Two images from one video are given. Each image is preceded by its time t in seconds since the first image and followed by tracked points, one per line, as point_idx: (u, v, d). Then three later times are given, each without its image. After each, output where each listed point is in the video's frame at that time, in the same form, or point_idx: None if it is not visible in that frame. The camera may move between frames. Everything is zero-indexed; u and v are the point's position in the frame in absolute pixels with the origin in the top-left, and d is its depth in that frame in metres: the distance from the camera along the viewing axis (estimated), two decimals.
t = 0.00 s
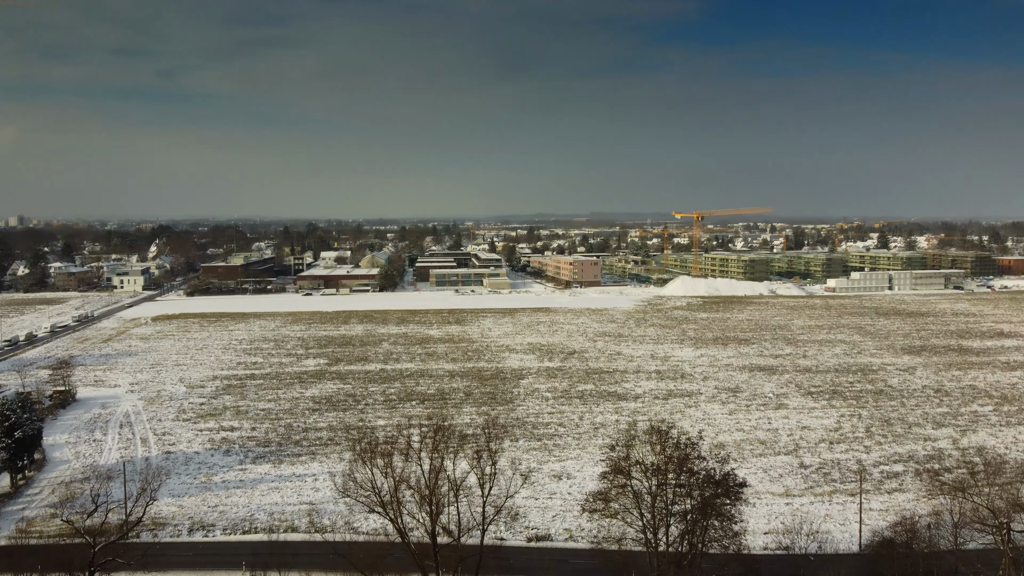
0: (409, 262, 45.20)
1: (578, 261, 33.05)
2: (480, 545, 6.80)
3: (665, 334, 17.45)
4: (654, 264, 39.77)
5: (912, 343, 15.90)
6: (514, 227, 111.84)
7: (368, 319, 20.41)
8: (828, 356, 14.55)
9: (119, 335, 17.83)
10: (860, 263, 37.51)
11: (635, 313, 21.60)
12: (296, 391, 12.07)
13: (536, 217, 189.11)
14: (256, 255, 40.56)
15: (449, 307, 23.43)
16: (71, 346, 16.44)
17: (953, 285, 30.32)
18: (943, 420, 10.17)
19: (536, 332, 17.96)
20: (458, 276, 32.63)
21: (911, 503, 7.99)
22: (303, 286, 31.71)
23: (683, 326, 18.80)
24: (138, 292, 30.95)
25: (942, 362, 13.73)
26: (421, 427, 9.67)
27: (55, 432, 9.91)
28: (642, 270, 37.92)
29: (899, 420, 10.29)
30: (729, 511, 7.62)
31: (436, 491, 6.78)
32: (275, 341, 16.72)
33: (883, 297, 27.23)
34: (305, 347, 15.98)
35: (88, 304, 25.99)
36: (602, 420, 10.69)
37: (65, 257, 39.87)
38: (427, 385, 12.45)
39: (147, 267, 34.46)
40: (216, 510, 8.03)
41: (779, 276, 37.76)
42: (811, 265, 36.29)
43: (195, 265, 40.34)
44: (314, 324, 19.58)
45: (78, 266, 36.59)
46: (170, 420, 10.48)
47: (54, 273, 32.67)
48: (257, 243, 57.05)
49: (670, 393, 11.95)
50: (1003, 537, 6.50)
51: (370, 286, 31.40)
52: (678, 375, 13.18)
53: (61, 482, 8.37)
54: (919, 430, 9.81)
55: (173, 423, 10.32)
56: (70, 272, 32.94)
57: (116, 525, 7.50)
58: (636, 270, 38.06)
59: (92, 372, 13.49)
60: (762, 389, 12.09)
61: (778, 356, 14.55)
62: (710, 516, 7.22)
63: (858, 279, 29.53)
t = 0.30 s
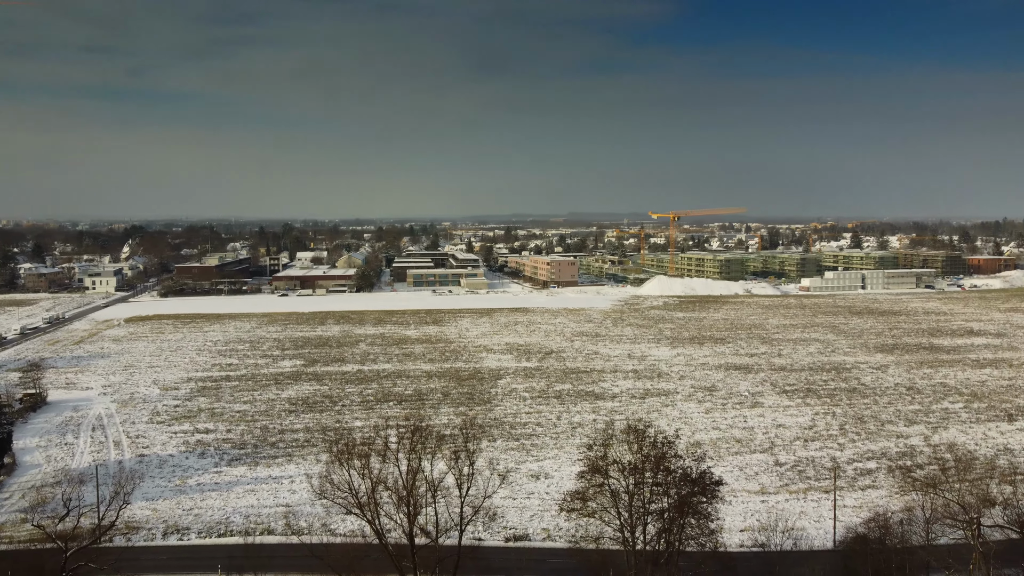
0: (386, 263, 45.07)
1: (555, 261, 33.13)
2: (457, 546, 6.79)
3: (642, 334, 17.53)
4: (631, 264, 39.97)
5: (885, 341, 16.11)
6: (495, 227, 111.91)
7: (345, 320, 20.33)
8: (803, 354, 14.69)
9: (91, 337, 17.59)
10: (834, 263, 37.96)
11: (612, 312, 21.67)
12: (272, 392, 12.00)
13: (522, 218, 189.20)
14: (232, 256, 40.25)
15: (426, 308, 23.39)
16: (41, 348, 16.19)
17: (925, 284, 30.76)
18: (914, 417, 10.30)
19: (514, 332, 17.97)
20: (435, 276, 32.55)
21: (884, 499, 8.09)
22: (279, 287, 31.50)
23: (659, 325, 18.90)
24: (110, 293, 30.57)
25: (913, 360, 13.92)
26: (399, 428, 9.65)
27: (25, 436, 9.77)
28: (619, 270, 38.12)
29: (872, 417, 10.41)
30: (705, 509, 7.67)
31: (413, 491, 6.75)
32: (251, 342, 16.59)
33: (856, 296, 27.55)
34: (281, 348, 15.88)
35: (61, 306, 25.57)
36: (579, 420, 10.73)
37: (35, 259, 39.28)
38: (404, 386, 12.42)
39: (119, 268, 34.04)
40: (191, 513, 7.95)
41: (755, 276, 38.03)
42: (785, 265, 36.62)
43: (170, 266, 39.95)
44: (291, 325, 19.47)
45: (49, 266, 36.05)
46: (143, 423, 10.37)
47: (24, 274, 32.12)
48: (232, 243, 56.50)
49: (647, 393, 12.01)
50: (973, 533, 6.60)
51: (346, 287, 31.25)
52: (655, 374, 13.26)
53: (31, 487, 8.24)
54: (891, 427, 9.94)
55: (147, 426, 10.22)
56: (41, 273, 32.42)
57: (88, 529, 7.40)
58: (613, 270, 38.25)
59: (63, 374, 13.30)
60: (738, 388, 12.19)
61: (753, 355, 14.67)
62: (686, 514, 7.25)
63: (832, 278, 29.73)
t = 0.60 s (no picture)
0: (363, 263, 44.94)
1: (532, 261, 33.21)
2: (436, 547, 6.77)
3: (619, 334, 17.61)
4: (608, 265, 40.16)
5: (858, 339, 16.31)
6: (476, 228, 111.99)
7: (322, 321, 20.23)
8: (778, 353, 14.83)
9: (62, 339, 17.35)
10: (808, 262, 38.43)
11: (589, 312, 21.71)
12: (247, 394, 11.92)
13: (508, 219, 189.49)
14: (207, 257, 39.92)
15: (403, 308, 23.35)
16: (10, 350, 15.92)
17: (896, 283, 31.22)
18: (887, 415, 10.43)
19: (491, 332, 17.98)
20: (413, 277, 32.48)
21: (858, 496, 8.17)
22: (255, 287, 31.32)
23: (636, 325, 19.00)
24: (82, 294, 30.16)
25: (886, 359, 14.11)
26: (376, 429, 9.63)
27: None
28: (595, 270, 38.32)
29: (846, 415, 10.53)
30: (682, 507, 7.70)
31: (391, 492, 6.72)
32: (226, 344, 16.48)
33: (829, 295, 27.87)
34: (257, 349, 15.78)
35: (32, 307, 25.19)
36: (556, 419, 10.77)
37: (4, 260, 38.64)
38: (381, 387, 12.38)
39: (91, 269, 33.63)
40: (165, 517, 7.87)
41: (730, 276, 38.32)
42: (760, 264, 36.98)
43: (144, 267, 39.55)
44: (266, 326, 19.35)
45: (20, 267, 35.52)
46: (116, 426, 10.25)
47: None
48: (209, 244, 55.98)
49: (624, 392, 12.06)
50: (944, 528, 6.68)
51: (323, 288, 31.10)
52: (632, 374, 13.33)
53: None
54: (864, 424, 10.06)
55: (120, 429, 10.10)
56: (11, 274, 31.88)
57: (59, 534, 7.28)
58: (589, 270, 38.43)
59: (34, 377, 13.10)
60: (714, 387, 12.29)
61: (729, 354, 14.79)
62: (663, 512, 7.28)
63: (806, 277, 30.04)
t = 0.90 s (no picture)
0: (340, 263, 44.71)
1: (510, 261, 33.24)
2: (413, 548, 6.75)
3: (596, 333, 17.66)
4: (585, 265, 40.31)
5: (832, 338, 16.49)
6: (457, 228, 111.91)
7: (297, 322, 20.11)
8: (753, 352, 14.96)
9: (31, 341, 17.06)
10: (782, 262, 38.85)
11: (566, 312, 21.76)
12: (223, 396, 11.82)
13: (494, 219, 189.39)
14: (181, 258, 39.53)
15: (380, 309, 23.26)
16: None
17: (870, 283, 31.65)
18: (860, 412, 10.56)
19: (469, 333, 17.98)
20: (389, 277, 32.37)
21: (832, 493, 8.26)
22: (230, 288, 31.07)
23: (612, 324, 19.07)
24: (52, 296, 29.69)
25: (859, 357, 14.29)
26: (353, 430, 9.60)
27: None
28: (572, 270, 38.44)
29: (820, 413, 10.65)
30: (658, 506, 7.74)
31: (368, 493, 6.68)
32: (200, 345, 16.32)
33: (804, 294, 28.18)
34: (231, 350, 15.65)
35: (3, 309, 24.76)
36: (534, 419, 10.81)
37: None
38: (358, 388, 12.34)
39: (62, 270, 33.13)
40: (139, 520, 7.78)
41: (706, 275, 38.57)
42: (736, 264, 37.29)
43: (117, 268, 39.05)
44: (241, 327, 19.19)
45: None
46: (88, 429, 10.12)
47: None
48: (184, 244, 55.36)
49: (601, 391, 12.11)
50: (915, 524, 6.78)
51: (299, 289, 30.88)
52: (609, 373, 13.40)
53: None
54: (838, 422, 10.18)
55: (92, 432, 9.98)
56: None
57: (29, 539, 7.17)
58: (567, 270, 38.56)
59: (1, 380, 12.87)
60: (690, 386, 12.38)
61: (705, 353, 14.89)
62: (641, 511, 7.30)
63: (780, 277, 30.33)
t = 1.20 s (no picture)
0: (317, 264, 44.45)
1: (487, 261, 33.27)
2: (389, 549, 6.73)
3: (573, 333, 17.73)
4: (562, 265, 40.45)
5: (806, 337, 16.67)
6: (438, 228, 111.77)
7: (273, 323, 19.96)
8: (729, 351, 15.08)
9: None
10: (757, 262, 39.27)
11: (544, 312, 21.80)
12: (197, 398, 11.72)
13: (472, 220, 189.18)
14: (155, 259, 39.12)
15: (357, 310, 23.16)
16: None
17: (843, 282, 32.07)
18: (834, 410, 10.69)
19: (447, 333, 17.96)
20: (366, 278, 32.20)
21: (806, 490, 8.35)
22: (204, 289, 30.78)
23: (590, 324, 19.14)
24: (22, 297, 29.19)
25: (833, 355, 14.45)
26: (329, 432, 9.57)
27: None
28: (550, 270, 38.54)
29: (795, 411, 10.76)
30: (634, 505, 7.77)
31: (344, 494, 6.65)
32: (174, 347, 16.18)
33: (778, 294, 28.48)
34: (206, 352, 15.53)
35: None
36: (511, 419, 10.85)
37: None
38: (335, 389, 12.29)
39: (31, 271, 32.61)
40: (111, 525, 7.68)
41: (682, 275, 38.82)
42: (712, 264, 37.60)
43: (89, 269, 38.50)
44: (216, 328, 19.02)
45: None
46: (59, 433, 9.99)
47: None
48: (158, 245, 54.74)
49: (579, 391, 12.16)
50: (887, 520, 6.86)
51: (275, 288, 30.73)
52: (587, 373, 13.47)
53: None
54: (812, 420, 10.30)
55: (63, 435, 9.85)
56: None
57: None
58: (544, 270, 38.67)
59: None
60: (667, 385, 12.47)
61: (682, 353, 14.99)
62: (618, 510, 7.32)
63: (756, 277, 30.59)
